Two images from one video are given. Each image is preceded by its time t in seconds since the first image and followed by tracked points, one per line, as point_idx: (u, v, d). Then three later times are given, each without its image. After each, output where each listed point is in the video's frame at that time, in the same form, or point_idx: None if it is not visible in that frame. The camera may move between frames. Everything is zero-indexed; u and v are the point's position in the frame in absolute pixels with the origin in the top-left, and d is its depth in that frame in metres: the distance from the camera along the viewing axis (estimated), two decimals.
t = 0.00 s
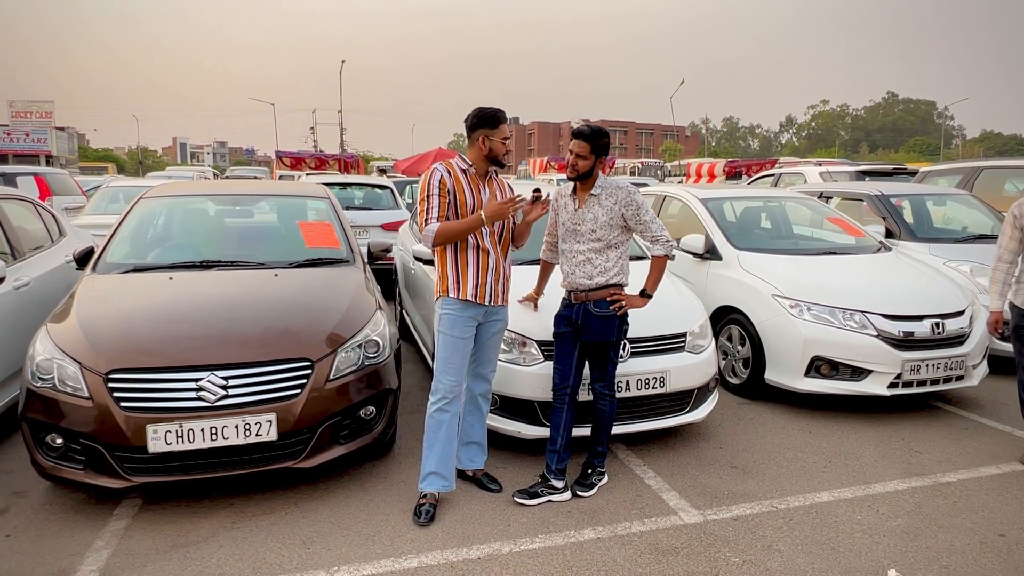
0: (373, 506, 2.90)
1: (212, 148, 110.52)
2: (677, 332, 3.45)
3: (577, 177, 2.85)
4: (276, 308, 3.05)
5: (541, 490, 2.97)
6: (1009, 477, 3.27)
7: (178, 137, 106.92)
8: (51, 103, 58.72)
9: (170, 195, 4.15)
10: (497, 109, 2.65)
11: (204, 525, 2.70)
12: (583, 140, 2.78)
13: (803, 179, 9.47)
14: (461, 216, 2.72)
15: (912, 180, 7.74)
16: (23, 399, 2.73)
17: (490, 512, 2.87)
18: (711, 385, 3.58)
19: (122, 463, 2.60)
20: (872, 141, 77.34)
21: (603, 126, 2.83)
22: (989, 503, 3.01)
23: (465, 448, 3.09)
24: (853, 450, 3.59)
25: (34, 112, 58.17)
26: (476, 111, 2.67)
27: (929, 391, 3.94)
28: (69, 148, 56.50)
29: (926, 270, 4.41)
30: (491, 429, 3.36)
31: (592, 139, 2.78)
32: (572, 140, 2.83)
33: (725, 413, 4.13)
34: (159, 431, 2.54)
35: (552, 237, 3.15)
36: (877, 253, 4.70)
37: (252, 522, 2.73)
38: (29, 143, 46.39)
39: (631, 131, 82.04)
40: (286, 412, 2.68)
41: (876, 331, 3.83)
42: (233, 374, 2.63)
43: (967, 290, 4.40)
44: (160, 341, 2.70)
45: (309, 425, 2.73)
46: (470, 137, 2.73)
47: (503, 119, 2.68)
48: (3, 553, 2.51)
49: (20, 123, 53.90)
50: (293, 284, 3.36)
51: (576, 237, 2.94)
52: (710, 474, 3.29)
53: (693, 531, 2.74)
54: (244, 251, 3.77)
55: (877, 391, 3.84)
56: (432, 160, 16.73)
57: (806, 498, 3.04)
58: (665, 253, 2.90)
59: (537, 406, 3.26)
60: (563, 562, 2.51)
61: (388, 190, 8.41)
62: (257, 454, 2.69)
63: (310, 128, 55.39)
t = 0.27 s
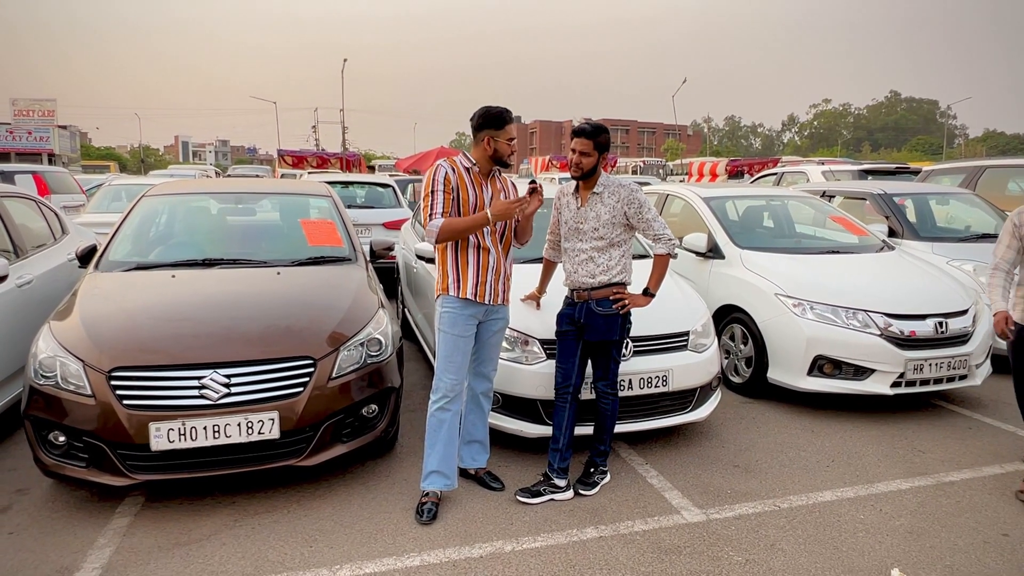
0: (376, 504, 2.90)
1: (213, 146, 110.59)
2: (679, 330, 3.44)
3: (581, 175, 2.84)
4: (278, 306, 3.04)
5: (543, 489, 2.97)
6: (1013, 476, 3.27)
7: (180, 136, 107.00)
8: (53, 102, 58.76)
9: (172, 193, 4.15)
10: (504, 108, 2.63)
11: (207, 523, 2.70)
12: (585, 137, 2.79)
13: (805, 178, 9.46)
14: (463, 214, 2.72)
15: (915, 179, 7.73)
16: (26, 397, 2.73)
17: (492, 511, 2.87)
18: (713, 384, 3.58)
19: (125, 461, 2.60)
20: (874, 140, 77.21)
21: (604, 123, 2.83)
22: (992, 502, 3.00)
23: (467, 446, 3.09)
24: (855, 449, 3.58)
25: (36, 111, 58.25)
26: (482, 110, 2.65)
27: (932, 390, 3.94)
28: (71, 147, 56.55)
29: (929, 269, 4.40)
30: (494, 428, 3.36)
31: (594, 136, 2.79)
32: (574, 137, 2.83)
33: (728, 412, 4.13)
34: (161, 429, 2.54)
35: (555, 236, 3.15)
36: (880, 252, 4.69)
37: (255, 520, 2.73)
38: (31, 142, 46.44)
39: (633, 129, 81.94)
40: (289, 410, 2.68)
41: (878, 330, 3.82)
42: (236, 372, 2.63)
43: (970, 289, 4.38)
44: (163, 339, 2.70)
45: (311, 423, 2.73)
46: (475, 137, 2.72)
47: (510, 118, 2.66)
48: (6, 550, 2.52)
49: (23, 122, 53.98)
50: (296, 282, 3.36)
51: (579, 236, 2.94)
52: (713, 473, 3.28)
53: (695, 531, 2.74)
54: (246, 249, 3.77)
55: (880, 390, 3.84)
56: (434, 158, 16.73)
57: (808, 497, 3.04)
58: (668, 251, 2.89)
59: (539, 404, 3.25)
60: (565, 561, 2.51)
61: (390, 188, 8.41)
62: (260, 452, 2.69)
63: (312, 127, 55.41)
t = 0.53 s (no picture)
0: (377, 503, 2.90)
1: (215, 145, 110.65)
2: (681, 330, 3.44)
3: (585, 175, 2.84)
4: (280, 305, 3.05)
5: (544, 488, 2.97)
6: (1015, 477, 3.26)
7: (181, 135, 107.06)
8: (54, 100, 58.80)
9: (174, 192, 4.16)
10: (505, 107, 2.62)
11: (209, 522, 2.70)
12: (588, 136, 2.78)
13: (807, 177, 9.45)
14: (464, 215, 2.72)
15: (917, 178, 7.71)
16: (28, 396, 2.74)
17: (494, 510, 2.87)
18: (715, 384, 3.57)
19: (126, 459, 2.61)
20: (876, 140, 77.09)
21: (606, 122, 2.83)
22: (994, 503, 3.00)
23: (468, 446, 3.09)
24: (857, 449, 3.58)
25: (38, 110, 58.32)
26: (482, 109, 2.65)
27: (934, 390, 3.93)
28: (73, 146, 56.61)
29: (931, 269, 4.39)
30: (495, 427, 3.36)
31: (597, 135, 2.78)
32: (578, 137, 2.83)
33: (730, 411, 4.13)
34: (163, 428, 2.54)
35: (557, 236, 3.15)
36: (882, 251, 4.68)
37: (256, 518, 2.73)
38: (33, 140, 46.53)
39: (634, 129, 81.89)
40: (291, 409, 2.68)
41: (880, 330, 3.82)
42: (237, 371, 2.64)
43: (972, 289, 4.38)
44: (165, 338, 2.70)
45: (313, 422, 2.73)
46: (476, 135, 2.72)
47: (510, 117, 2.65)
48: (8, 548, 2.52)
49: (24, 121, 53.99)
50: (298, 281, 3.36)
51: (580, 235, 2.94)
52: (715, 472, 3.28)
53: (697, 530, 2.74)
54: (248, 248, 3.77)
55: (881, 390, 3.83)
56: (435, 157, 16.72)
57: (810, 497, 3.03)
58: (670, 251, 2.88)
59: (541, 403, 3.25)
60: (567, 560, 2.50)
61: (391, 187, 8.41)
62: (261, 451, 2.69)
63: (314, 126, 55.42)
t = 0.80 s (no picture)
0: (378, 502, 2.90)
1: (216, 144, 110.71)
2: (682, 329, 3.44)
3: (585, 174, 2.85)
4: (280, 304, 3.05)
5: (545, 488, 2.97)
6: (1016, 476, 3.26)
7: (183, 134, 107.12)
8: (56, 99, 58.86)
9: (176, 191, 4.16)
10: (497, 102, 2.64)
11: (209, 520, 2.70)
12: (589, 136, 2.78)
13: (808, 177, 9.43)
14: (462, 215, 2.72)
15: (919, 178, 7.70)
16: (29, 394, 2.74)
17: (494, 509, 2.88)
18: (715, 383, 3.57)
19: (128, 458, 2.61)
20: (878, 139, 77.00)
21: (606, 122, 2.83)
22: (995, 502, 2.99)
23: (469, 445, 3.09)
24: (858, 448, 3.58)
25: (40, 108, 58.38)
26: (475, 105, 2.67)
27: (935, 389, 3.93)
28: (75, 144, 56.67)
29: (932, 268, 4.39)
30: (496, 426, 3.36)
31: (598, 134, 2.78)
32: (578, 136, 2.82)
33: (730, 411, 4.13)
34: (164, 427, 2.54)
35: (557, 235, 3.15)
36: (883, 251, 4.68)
37: (257, 517, 2.74)
38: (35, 139, 46.59)
39: (636, 128, 81.83)
40: (292, 408, 2.69)
41: (881, 330, 3.81)
42: (238, 370, 2.64)
43: (973, 288, 4.37)
44: (166, 336, 2.71)
45: (313, 421, 2.74)
46: (471, 132, 2.74)
47: (503, 112, 2.67)
48: (9, 546, 2.53)
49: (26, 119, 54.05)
50: (298, 280, 3.37)
51: (581, 234, 2.94)
52: (715, 471, 3.28)
53: (697, 529, 2.74)
54: (249, 247, 3.77)
55: (882, 390, 3.83)
56: (437, 157, 16.75)
57: (810, 497, 3.03)
58: (671, 250, 2.88)
59: (541, 403, 3.25)
60: (567, 559, 2.51)
61: (392, 186, 8.41)
62: (262, 449, 2.70)
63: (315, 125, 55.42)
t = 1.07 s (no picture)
0: (379, 501, 2.91)
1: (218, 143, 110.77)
2: (683, 328, 3.44)
3: (585, 173, 2.84)
4: (282, 303, 3.05)
5: (545, 487, 2.97)
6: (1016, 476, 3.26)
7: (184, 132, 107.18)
8: (58, 98, 58.94)
9: (177, 190, 4.16)
10: (497, 99, 2.65)
11: (210, 519, 2.71)
12: (590, 135, 2.78)
13: (810, 176, 9.43)
14: (463, 216, 2.72)
15: (921, 178, 7.69)
16: (31, 392, 2.75)
17: (495, 508, 2.88)
18: (716, 383, 3.57)
19: (129, 456, 2.61)
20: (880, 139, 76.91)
21: (605, 121, 2.83)
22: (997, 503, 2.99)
23: (470, 444, 3.09)
24: (859, 448, 3.58)
25: (42, 107, 58.45)
26: (476, 102, 2.67)
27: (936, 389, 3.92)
28: (76, 143, 56.73)
29: (934, 268, 4.39)
30: (497, 425, 3.36)
31: (600, 133, 2.78)
32: (578, 135, 2.82)
33: (731, 410, 4.13)
34: (165, 425, 2.55)
35: (558, 234, 3.15)
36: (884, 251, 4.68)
37: (258, 515, 2.74)
38: (37, 137, 46.64)
39: (637, 127, 81.78)
40: (293, 407, 2.69)
41: (883, 329, 3.81)
42: (240, 368, 2.64)
43: (975, 288, 4.37)
44: (167, 335, 2.71)
45: (315, 420, 2.74)
46: (471, 130, 2.73)
47: (503, 110, 2.68)
48: (10, 544, 2.53)
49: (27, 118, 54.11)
50: (300, 279, 3.37)
51: (583, 233, 2.93)
52: (716, 471, 3.28)
53: (697, 529, 2.74)
54: (250, 245, 3.77)
55: (883, 390, 3.83)
56: (438, 156, 16.74)
57: (811, 497, 3.03)
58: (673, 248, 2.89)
59: (542, 402, 3.25)
60: (567, 558, 2.51)
61: (394, 185, 8.41)
62: (263, 448, 2.70)
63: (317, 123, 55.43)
